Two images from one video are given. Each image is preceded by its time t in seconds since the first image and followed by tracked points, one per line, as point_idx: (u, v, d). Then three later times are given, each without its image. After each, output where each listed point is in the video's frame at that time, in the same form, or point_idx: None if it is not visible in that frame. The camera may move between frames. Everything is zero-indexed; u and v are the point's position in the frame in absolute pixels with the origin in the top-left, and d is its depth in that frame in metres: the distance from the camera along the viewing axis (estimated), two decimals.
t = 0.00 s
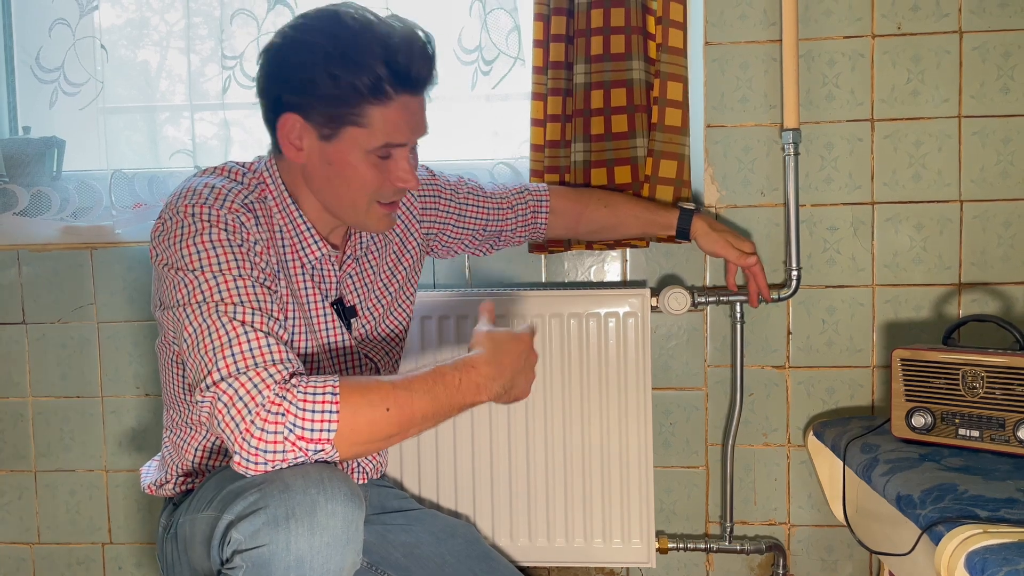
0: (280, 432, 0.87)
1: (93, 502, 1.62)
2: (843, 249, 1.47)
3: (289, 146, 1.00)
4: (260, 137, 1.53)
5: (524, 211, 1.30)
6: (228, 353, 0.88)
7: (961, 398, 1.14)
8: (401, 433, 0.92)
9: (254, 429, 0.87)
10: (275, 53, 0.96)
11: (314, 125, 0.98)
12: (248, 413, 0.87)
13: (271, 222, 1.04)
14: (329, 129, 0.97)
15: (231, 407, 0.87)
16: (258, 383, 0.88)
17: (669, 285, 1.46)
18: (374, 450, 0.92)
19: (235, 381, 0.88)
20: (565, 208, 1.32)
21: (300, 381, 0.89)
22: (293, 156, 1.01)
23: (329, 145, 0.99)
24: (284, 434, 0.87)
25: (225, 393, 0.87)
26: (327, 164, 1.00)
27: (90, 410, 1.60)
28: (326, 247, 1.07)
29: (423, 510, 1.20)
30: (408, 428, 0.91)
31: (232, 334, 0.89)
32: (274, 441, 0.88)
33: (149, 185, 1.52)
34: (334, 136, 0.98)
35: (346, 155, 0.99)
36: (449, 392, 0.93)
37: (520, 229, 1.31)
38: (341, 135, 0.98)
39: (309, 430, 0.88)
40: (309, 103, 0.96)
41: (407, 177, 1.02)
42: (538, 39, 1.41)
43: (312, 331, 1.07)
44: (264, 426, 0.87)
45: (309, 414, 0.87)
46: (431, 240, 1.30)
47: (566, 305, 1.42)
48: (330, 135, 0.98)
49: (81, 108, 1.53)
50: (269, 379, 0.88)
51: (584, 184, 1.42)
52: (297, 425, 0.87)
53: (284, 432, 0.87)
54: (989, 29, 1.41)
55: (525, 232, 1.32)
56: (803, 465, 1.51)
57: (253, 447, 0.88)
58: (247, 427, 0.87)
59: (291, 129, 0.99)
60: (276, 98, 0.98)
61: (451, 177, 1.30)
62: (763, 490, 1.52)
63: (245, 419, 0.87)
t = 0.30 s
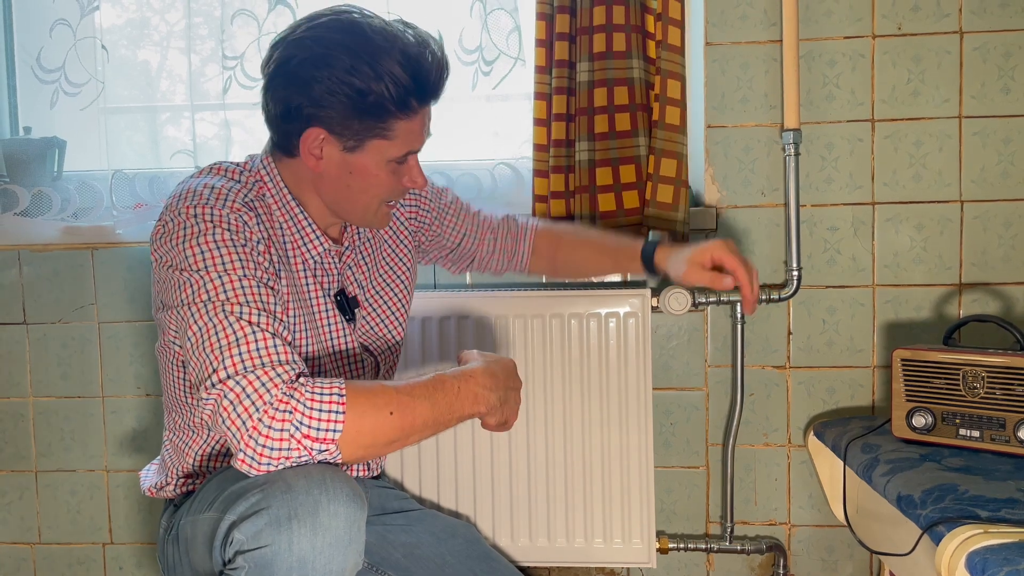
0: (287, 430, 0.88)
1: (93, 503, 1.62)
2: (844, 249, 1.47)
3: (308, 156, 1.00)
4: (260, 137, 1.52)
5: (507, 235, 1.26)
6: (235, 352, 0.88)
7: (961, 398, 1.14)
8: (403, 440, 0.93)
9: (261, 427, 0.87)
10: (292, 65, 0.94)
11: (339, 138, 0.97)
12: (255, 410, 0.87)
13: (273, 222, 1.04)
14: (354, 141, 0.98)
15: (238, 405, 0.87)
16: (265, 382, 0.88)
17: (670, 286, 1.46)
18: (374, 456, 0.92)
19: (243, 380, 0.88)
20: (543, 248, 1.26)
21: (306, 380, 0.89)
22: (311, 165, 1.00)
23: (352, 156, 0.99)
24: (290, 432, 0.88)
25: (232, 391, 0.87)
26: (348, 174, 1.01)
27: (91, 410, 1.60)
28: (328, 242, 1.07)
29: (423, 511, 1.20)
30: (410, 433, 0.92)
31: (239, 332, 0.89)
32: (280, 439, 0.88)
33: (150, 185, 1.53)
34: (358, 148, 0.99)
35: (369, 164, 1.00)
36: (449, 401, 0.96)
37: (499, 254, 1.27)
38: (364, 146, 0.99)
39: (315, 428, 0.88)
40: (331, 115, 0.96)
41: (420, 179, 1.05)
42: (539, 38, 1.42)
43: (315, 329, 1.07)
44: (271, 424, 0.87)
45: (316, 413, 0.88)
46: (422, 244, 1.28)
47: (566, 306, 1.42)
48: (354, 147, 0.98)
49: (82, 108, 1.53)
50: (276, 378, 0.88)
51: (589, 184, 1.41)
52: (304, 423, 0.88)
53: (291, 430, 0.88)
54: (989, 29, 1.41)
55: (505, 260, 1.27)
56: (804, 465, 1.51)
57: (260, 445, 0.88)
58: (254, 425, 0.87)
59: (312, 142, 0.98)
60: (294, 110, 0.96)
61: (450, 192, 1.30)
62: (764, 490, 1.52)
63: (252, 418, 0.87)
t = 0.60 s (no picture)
0: (274, 429, 0.88)
1: (94, 503, 1.62)
2: (844, 249, 1.47)
3: (302, 167, 1.00)
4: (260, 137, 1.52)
5: (496, 318, 1.21)
6: (222, 351, 0.88)
7: (961, 398, 1.14)
8: (392, 435, 0.93)
9: (248, 426, 0.87)
10: (284, 77, 0.94)
11: (333, 149, 0.98)
12: (242, 410, 0.87)
13: (264, 221, 1.04)
14: (348, 152, 0.98)
15: (224, 405, 0.87)
16: (252, 381, 0.88)
17: (670, 286, 1.46)
18: (365, 453, 0.93)
19: (230, 379, 0.88)
20: (536, 339, 1.20)
21: (294, 378, 0.90)
22: (307, 175, 1.01)
23: (346, 166, 1.00)
24: (278, 430, 0.88)
25: (219, 390, 0.87)
26: (343, 183, 1.01)
27: (91, 410, 1.60)
28: (319, 249, 1.07)
29: (422, 512, 1.20)
30: (399, 429, 0.92)
31: (226, 331, 0.89)
32: (267, 438, 0.88)
33: (151, 186, 1.53)
34: (352, 159, 0.99)
35: (364, 173, 1.01)
36: (438, 394, 0.96)
37: (480, 332, 1.22)
38: (358, 156, 0.99)
39: (303, 426, 0.88)
40: (324, 128, 0.95)
41: (415, 185, 1.05)
42: (545, 36, 1.41)
43: (306, 329, 1.07)
44: (258, 423, 0.87)
45: (303, 410, 0.88)
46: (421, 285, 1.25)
47: (566, 306, 1.42)
48: (348, 158, 0.98)
49: (82, 108, 1.53)
50: (263, 377, 0.88)
51: (596, 182, 1.40)
52: (291, 421, 0.88)
53: (278, 429, 0.88)
54: (990, 29, 1.41)
55: (483, 336, 1.22)
56: (804, 465, 1.51)
57: (247, 444, 0.87)
58: (241, 424, 0.87)
59: (307, 153, 0.98)
60: (287, 121, 0.96)
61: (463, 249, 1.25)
62: (764, 491, 1.52)
63: (239, 416, 0.87)
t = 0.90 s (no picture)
0: (279, 434, 0.88)
1: (94, 503, 1.62)
2: (844, 249, 1.47)
3: (314, 174, 1.00)
4: (261, 137, 1.53)
5: (523, 312, 1.23)
6: (228, 353, 0.88)
7: (961, 398, 1.14)
8: (399, 439, 0.93)
9: (254, 430, 0.87)
10: (296, 84, 0.94)
11: (344, 157, 0.98)
12: (248, 414, 0.87)
13: (272, 222, 1.04)
14: (360, 160, 0.98)
15: (230, 408, 0.87)
16: (258, 385, 0.88)
17: (670, 286, 1.46)
18: (371, 456, 0.93)
19: (235, 383, 0.87)
20: (564, 333, 1.25)
21: (300, 383, 0.89)
22: (319, 182, 1.01)
23: (359, 173, 1.00)
24: (284, 435, 0.88)
25: (224, 393, 0.87)
26: (355, 190, 1.01)
27: (91, 410, 1.60)
28: (328, 253, 1.07)
29: (424, 512, 1.20)
30: (405, 432, 0.93)
31: (232, 334, 0.89)
32: (273, 443, 0.88)
33: (151, 186, 1.53)
34: (365, 166, 0.99)
35: (376, 181, 1.01)
36: (445, 398, 0.97)
37: (505, 326, 1.23)
38: (371, 164, 0.99)
39: (309, 431, 0.88)
40: (336, 136, 0.95)
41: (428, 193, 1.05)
42: (549, 36, 1.41)
43: (312, 333, 1.07)
44: (264, 428, 0.87)
45: (309, 416, 0.88)
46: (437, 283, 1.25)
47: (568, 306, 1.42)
48: (360, 165, 0.99)
49: (82, 108, 1.53)
50: (269, 381, 0.88)
51: (603, 181, 1.40)
52: (297, 426, 0.88)
53: (284, 434, 0.88)
54: (990, 30, 1.41)
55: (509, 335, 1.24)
56: (804, 465, 1.51)
57: (252, 448, 0.87)
58: (247, 428, 0.87)
59: (320, 160, 0.98)
60: (299, 129, 0.96)
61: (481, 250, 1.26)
62: (764, 491, 1.52)
63: (245, 421, 0.87)
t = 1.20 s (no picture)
0: (282, 437, 0.88)
1: (93, 503, 1.62)
2: (844, 249, 1.47)
3: (293, 153, 1.01)
4: (261, 137, 1.52)
5: (531, 313, 1.22)
6: (231, 355, 0.88)
7: (961, 398, 1.14)
8: (400, 442, 0.93)
9: (256, 433, 0.87)
10: (270, 62, 0.96)
11: (315, 132, 0.98)
12: (250, 416, 0.87)
13: (277, 223, 1.04)
14: (330, 136, 0.98)
15: (233, 410, 0.87)
16: (261, 387, 0.88)
17: (670, 286, 1.46)
18: (373, 458, 0.93)
19: (238, 385, 0.87)
20: (571, 333, 1.25)
21: (303, 386, 0.89)
22: (297, 163, 1.02)
23: (331, 151, 0.99)
24: (286, 438, 0.88)
25: (227, 395, 0.87)
26: (332, 171, 1.01)
27: (91, 410, 1.60)
28: (335, 249, 1.07)
29: (423, 513, 1.20)
30: (408, 435, 0.93)
31: (236, 335, 0.89)
32: (275, 446, 0.88)
33: (150, 186, 1.53)
34: (335, 143, 0.98)
35: (350, 159, 0.99)
36: (448, 401, 0.97)
37: (513, 328, 1.23)
38: (342, 141, 0.98)
39: (311, 434, 0.88)
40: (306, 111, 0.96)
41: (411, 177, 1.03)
42: (549, 36, 1.41)
43: (315, 335, 1.07)
44: (266, 430, 0.87)
45: (311, 419, 0.88)
46: (445, 285, 1.25)
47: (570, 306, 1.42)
48: (331, 142, 0.98)
49: (82, 108, 1.53)
50: (272, 383, 0.88)
51: (606, 181, 1.39)
52: (299, 429, 0.88)
53: (286, 437, 0.88)
54: (990, 30, 1.41)
55: (518, 338, 1.24)
56: (804, 466, 1.51)
57: (254, 451, 0.87)
58: (249, 431, 0.87)
59: (295, 137, 1.00)
60: (277, 108, 0.98)
61: (489, 252, 1.25)
62: (764, 491, 1.52)
63: (247, 423, 0.87)
